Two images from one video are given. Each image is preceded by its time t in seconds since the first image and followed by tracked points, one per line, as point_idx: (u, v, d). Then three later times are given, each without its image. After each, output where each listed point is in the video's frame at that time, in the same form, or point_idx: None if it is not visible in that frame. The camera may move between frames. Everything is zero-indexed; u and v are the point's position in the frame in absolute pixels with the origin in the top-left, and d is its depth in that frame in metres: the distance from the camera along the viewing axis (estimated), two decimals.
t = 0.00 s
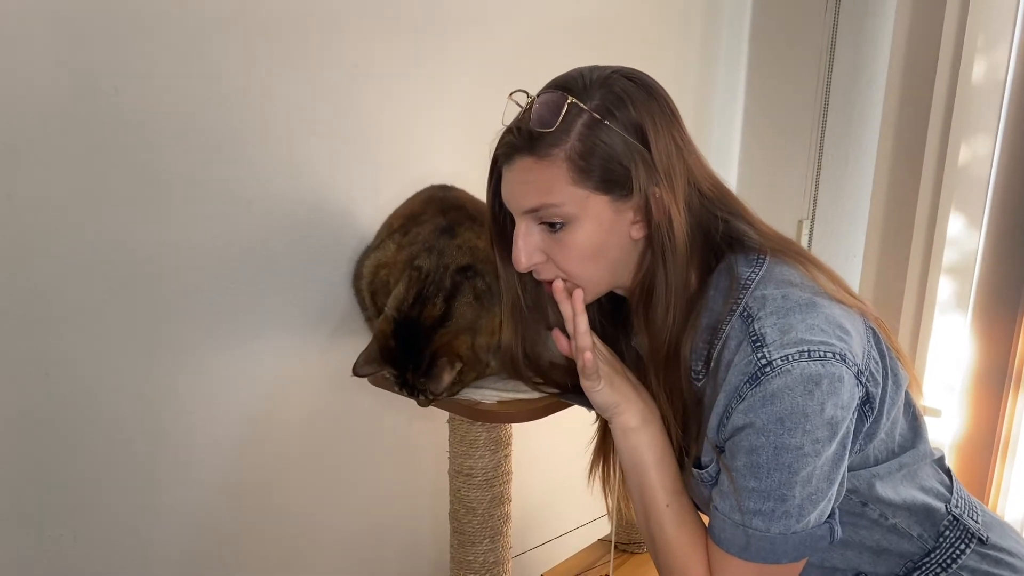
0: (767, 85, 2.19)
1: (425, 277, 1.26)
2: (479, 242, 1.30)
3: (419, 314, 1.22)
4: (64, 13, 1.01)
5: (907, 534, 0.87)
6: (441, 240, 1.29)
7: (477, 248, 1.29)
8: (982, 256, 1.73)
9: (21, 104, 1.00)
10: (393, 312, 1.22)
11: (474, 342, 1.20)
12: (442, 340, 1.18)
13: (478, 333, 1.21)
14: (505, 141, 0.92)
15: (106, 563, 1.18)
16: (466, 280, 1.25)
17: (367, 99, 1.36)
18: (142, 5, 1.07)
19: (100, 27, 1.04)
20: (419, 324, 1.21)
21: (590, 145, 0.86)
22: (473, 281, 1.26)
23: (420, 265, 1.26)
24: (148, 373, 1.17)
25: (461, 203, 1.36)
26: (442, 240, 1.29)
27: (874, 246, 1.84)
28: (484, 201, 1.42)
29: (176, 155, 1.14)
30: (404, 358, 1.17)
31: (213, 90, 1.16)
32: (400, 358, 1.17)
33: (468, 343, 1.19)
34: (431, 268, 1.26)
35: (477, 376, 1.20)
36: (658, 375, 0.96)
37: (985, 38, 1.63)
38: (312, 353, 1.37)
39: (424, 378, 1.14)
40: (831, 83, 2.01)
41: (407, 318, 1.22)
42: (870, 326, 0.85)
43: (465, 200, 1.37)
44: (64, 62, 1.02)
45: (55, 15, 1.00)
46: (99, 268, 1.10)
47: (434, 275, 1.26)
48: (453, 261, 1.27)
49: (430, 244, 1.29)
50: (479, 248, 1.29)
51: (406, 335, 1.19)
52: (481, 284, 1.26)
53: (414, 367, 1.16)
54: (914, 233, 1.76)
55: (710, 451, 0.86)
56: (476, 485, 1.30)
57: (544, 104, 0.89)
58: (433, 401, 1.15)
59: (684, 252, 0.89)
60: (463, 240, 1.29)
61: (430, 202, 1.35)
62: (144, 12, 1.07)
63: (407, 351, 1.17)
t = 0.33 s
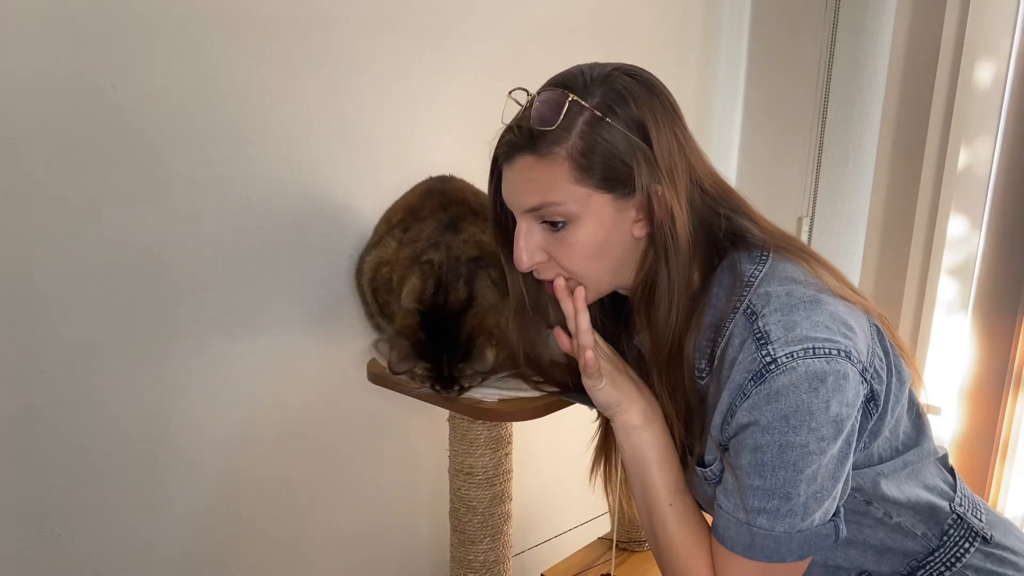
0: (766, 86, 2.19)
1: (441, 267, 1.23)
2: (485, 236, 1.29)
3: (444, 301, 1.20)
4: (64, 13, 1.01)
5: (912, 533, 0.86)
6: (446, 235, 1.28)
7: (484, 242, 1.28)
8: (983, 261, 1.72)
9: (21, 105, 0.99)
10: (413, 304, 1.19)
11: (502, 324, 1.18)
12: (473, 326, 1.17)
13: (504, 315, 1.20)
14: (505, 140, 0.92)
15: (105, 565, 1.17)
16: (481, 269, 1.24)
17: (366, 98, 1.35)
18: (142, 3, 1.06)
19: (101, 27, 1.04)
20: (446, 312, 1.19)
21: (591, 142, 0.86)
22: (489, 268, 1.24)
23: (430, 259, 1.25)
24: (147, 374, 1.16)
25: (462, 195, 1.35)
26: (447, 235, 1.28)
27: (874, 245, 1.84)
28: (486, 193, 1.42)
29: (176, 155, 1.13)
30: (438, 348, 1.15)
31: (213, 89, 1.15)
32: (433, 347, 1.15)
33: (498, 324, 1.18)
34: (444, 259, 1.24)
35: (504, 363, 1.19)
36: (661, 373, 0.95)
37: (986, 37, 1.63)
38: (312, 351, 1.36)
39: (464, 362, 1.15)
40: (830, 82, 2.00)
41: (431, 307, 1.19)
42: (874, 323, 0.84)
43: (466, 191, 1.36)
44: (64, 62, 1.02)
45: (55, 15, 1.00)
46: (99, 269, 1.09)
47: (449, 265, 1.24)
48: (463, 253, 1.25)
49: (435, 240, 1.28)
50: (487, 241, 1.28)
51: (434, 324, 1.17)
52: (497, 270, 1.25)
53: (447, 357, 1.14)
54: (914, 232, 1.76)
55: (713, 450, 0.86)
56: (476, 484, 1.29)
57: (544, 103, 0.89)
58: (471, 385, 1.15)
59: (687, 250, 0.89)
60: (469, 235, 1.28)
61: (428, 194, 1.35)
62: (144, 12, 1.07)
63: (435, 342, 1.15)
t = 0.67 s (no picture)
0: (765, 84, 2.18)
1: (439, 259, 1.24)
2: (479, 225, 1.29)
3: (448, 293, 1.21)
4: (64, 12, 0.99)
5: (915, 535, 0.85)
6: (440, 227, 1.28)
7: (478, 229, 1.28)
8: (983, 257, 1.72)
9: (21, 104, 0.98)
10: (415, 300, 1.20)
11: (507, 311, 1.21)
12: (478, 317, 1.19)
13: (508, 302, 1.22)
14: (507, 135, 0.89)
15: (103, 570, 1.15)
16: (479, 259, 1.25)
17: (366, 96, 1.33)
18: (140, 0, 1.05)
19: (102, 27, 1.02)
20: (450, 303, 1.21)
21: (599, 139, 0.84)
22: (488, 256, 1.26)
23: (427, 252, 1.25)
24: (147, 376, 1.15)
25: (454, 185, 1.34)
26: (442, 226, 1.28)
27: (874, 243, 1.83)
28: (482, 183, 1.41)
29: (175, 155, 1.12)
30: (445, 340, 1.16)
31: (213, 89, 1.14)
32: (439, 339, 1.16)
33: (502, 312, 1.20)
34: (441, 251, 1.25)
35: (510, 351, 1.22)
36: (661, 374, 0.94)
37: (987, 31, 1.62)
38: (309, 352, 1.35)
39: (472, 353, 1.16)
40: (830, 79, 1.99)
41: (435, 301, 1.21)
42: (876, 323, 0.83)
43: (458, 181, 1.34)
44: (64, 62, 1.00)
45: (55, 14, 0.98)
46: (98, 271, 1.07)
47: (446, 256, 1.25)
48: (460, 243, 1.26)
49: (430, 231, 1.28)
50: (481, 230, 1.28)
51: (438, 318, 1.18)
52: (495, 257, 1.26)
53: (456, 349, 1.16)
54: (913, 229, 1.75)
55: (714, 452, 0.85)
56: (475, 485, 1.28)
57: (550, 98, 0.86)
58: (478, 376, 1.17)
59: (691, 249, 0.88)
60: (462, 223, 1.29)
61: (421, 185, 1.33)
62: (143, 10, 1.05)
63: (442, 336, 1.16)
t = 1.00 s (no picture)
0: (766, 81, 2.16)
1: (445, 263, 1.21)
2: (487, 224, 1.27)
3: (451, 303, 1.17)
4: (65, 11, 0.98)
5: (924, 537, 0.85)
6: (447, 226, 1.25)
7: (487, 230, 1.26)
8: (986, 253, 1.71)
9: (21, 104, 0.96)
10: (419, 303, 1.17)
11: (508, 327, 1.17)
12: (478, 330, 1.15)
13: (510, 317, 1.18)
14: (531, 120, 0.87)
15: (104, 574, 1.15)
16: (487, 263, 1.21)
17: (366, 94, 1.32)
18: None
19: (103, 26, 1.01)
20: (453, 313, 1.17)
21: (633, 119, 0.84)
22: (494, 262, 1.22)
23: (434, 253, 1.22)
24: (148, 379, 1.14)
25: (466, 180, 1.33)
26: (449, 226, 1.26)
27: (876, 240, 1.82)
28: (494, 178, 1.40)
29: (176, 155, 1.10)
30: (439, 351, 1.13)
31: (214, 88, 1.13)
32: (435, 350, 1.13)
33: (503, 328, 1.16)
34: (448, 253, 1.22)
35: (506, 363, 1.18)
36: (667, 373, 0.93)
37: (992, 23, 1.60)
38: (309, 353, 1.33)
39: (463, 368, 1.12)
40: (832, 74, 1.98)
41: (438, 308, 1.17)
42: (884, 322, 0.82)
43: (470, 177, 1.34)
44: (65, 62, 0.99)
45: (53, 12, 0.97)
46: (97, 273, 1.06)
47: (454, 260, 1.21)
48: (468, 245, 1.23)
49: (438, 230, 1.25)
50: (489, 230, 1.26)
51: (438, 325, 1.15)
52: (502, 264, 1.22)
53: (450, 360, 1.13)
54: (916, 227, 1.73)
55: (720, 453, 0.84)
56: (479, 487, 1.27)
57: (577, 81, 0.86)
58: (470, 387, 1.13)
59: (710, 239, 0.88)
60: (470, 223, 1.26)
61: (430, 180, 1.32)
62: (142, 8, 1.04)
63: (438, 345, 1.13)
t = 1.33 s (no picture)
0: (766, 81, 2.15)
1: (451, 266, 1.19)
2: (498, 228, 1.25)
3: (454, 306, 1.15)
4: (64, 8, 0.96)
5: (936, 540, 0.84)
6: (458, 229, 1.24)
7: (497, 235, 1.24)
8: (988, 246, 1.71)
9: (19, 102, 0.95)
10: (422, 304, 1.15)
11: (510, 335, 1.14)
12: (479, 335, 1.11)
13: (513, 325, 1.15)
14: (535, 120, 0.86)
15: None
16: (496, 269, 1.20)
17: (366, 90, 1.30)
18: None
19: (103, 24, 0.99)
20: (455, 317, 1.14)
21: (639, 115, 0.82)
22: (502, 269, 1.20)
23: (442, 253, 1.21)
24: (149, 381, 1.12)
25: (472, 182, 1.32)
26: (459, 228, 1.25)
27: (877, 237, 1.82)
28: (495, 178, 1.39)
29: (176, 153, 1.09)
30: (438, 354, 1.10)
31: (214, 86, 1.11)
32: (435, 352, 1.10)
33: (505, 336, 1.13)
34: (457, 256, 1.20)
35: (508, 370, 1.15)
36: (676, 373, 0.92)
37: (994, 19, 1.59)
38: (310, 353, 1.32)
39: (460, 373, 1.08)
40: (833, 72, 1.97)
41: (439, 311, 1.15)
42: (896, 320, 0.81)
43: (474, 178, 1.33)
44: (64, 60, 0.97)
45: (53, 9, 0.95)
46: (97, 273, 1.05)
47: (461, 264, 1.20)
48: (478, 249, 1.21)
49: (447, 232, 1.24)
50: (500, 235, 1.24)
51: (439, 327, 1.12)
52: (509, 272, 1.21)
53: (449, 363, 1.10)
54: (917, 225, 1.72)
55: (731, 455, 0.83)
56: (482, 489, 1.26)
57: (580, 78, 0.85)
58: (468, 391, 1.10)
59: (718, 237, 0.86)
60: (481, 227, 1.25)
61: (433, 180, 1.31)
62: (141, 4, 1.02)
63: (437, 346, 1.11)
